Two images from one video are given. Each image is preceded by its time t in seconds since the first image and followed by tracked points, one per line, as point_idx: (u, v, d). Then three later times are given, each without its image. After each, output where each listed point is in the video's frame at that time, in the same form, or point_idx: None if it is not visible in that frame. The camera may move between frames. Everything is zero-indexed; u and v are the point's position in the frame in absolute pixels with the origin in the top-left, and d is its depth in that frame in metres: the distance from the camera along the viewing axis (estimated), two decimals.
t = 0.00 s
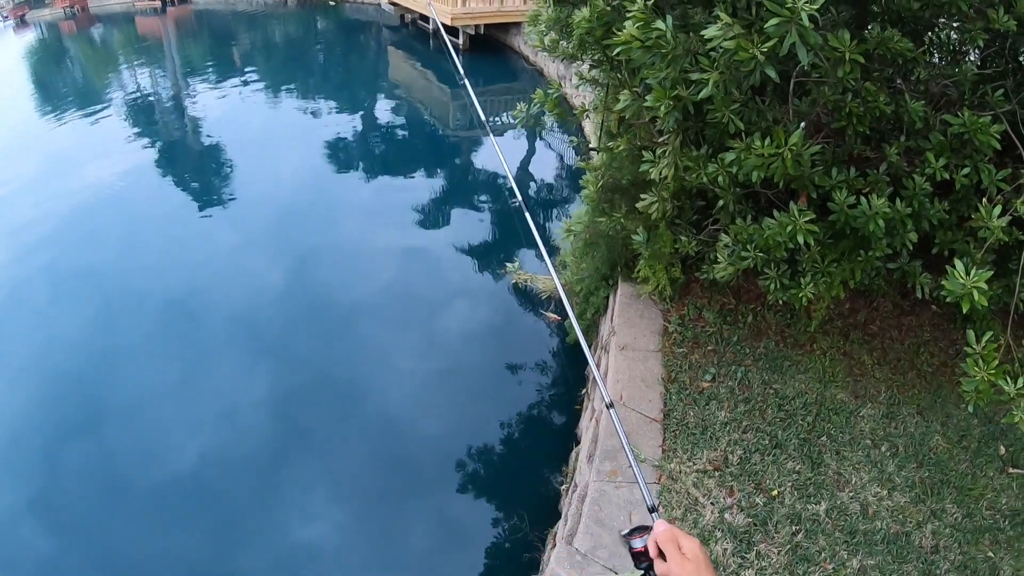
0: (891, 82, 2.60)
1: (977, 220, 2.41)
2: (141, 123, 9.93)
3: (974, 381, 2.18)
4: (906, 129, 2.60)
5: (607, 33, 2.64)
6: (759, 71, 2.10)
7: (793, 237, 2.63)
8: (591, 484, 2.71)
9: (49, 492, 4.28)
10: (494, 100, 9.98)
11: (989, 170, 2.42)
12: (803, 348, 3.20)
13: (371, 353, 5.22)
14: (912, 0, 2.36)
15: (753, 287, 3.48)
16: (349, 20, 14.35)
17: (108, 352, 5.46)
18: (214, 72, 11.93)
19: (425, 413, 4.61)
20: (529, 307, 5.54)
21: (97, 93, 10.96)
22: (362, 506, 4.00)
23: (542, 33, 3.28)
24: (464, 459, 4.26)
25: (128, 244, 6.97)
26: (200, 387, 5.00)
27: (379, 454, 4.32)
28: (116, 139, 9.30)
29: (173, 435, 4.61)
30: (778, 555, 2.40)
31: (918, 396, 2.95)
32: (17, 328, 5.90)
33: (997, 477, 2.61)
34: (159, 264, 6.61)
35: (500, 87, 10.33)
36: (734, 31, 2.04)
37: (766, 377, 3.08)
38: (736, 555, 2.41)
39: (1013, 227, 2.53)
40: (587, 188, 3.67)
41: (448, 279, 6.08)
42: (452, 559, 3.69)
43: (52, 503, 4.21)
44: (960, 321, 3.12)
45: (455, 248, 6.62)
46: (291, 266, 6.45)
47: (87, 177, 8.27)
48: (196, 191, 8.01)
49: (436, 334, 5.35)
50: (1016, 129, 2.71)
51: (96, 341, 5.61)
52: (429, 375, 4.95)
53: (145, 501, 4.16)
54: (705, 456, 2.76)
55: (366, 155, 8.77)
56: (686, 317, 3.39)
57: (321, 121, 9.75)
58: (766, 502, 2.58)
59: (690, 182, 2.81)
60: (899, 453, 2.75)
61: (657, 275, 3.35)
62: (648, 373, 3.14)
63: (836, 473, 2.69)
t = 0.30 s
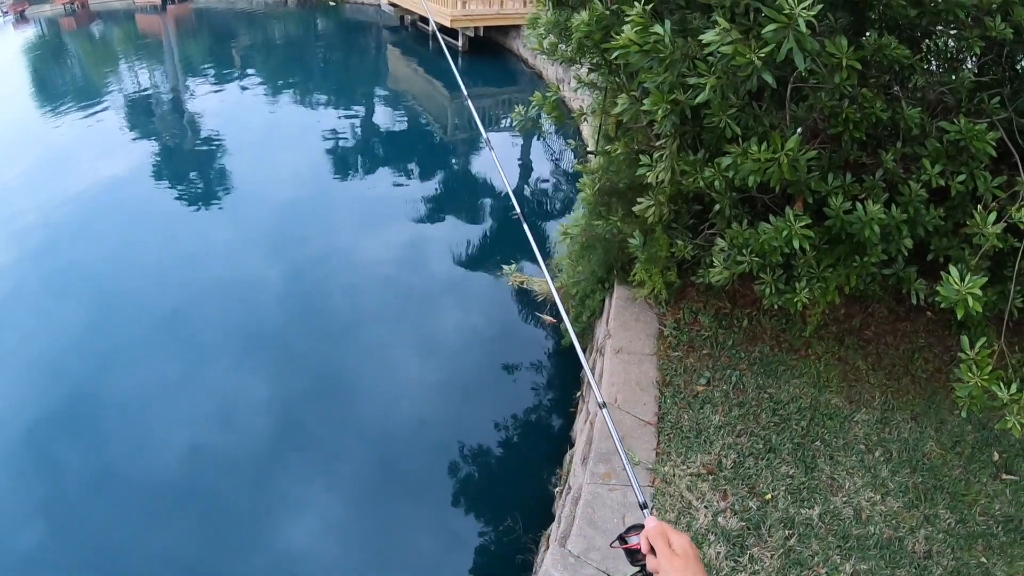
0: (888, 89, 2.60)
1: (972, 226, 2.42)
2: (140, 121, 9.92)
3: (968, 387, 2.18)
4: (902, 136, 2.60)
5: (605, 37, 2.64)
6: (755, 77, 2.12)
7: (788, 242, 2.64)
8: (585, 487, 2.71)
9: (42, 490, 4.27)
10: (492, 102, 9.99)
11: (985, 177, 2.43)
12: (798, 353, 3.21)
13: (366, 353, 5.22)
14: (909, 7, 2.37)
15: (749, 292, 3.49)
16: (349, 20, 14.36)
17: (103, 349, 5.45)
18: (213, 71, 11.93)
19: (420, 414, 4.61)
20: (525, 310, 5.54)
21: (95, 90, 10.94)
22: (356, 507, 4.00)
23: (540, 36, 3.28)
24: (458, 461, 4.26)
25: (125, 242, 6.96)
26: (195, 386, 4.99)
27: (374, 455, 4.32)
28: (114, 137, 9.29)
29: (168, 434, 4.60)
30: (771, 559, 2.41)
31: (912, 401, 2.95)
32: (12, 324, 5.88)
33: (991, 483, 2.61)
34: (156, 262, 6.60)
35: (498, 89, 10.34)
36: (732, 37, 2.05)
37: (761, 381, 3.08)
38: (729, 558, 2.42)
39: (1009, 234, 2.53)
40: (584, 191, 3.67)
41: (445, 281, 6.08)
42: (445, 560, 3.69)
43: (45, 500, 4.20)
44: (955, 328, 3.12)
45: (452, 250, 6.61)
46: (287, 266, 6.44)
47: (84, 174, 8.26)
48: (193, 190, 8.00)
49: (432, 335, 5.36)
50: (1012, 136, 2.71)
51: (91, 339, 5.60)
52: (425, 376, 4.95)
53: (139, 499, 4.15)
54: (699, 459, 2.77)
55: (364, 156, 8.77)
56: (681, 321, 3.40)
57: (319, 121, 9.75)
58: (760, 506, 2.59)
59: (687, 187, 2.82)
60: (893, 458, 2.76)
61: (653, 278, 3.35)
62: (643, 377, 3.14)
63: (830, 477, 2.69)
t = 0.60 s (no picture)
0: (887, 97, 2.61)
1: (967, 235, 2.43)
2: (138, 113, 9.89)
3: (959, 395, 2.19)
4: (898, 144, 2.61)
5: (605, 39, 2.64)
6: (754, 82, 2.13)
7: (783, 247, 2.64)
8: (575, 487, 2.72)
9: (29, 482, 4.25)
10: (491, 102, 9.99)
11: (980, 187, 2.44)
12: (791, 359, 3.21)
13: (358, 351, 5.21)
14: (909, 16, 2.38)
15: (742, 297, 3.49)
16: (350, 17, 14.34)
17: (94, 341, 5.43)
18: (212, 64, 11.90)
19: (410, 413, 4.60)
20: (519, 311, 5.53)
21: (94, 81, 10.90)
22: (344, 505, 3.99)
23: (540, 37, 3.28)
24: (448, 459, 4.25)
25: (119, 234, 6.93)
26: (185, 380, 4.98)
27: (363, 453, 4.31)
28: (110, 128, 9.25)
29: (157, 428, 4.59)
30: (759, 563, 2.41)
31: (904, 409, 2.96)
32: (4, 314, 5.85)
33: (980, 492, 2.62)
34: (150, 255, 6.57)
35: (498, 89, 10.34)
36: (731, 41, 2.06)
37: (753, 386, 3.09)
38: (718, 562, 2.42)
39: (1002, 244, 2.54)
40: (581, 193, 3.67)
41: (439, 280, 6.07)
42: (432, 559, 3.68)
43: (32, 491, 4.19)
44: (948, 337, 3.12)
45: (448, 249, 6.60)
46: (281, 262, 6.43)
47: (81, 165, 8.23)
48: (189, 184, 7.98)
49: (424, 335, 5.35)
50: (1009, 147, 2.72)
51: (83, 330, 5.58)
52: (417, 374, 4.94)
53: (126, 492, 4.14)
54: (690, 462, 2.77)
55: (362, 153, 8.76)
56: (675, 323, 3.41)
57: (318, 117, 9.74)
58: (749, 511, 2.59)
59: (683, 190, 2.82)
60: (884, 465, 2.76)
61: (648, 281, 3.35)
62: (635, 379, 3.15)
63: (820, 483, 2.70)
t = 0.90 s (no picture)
0: (892, 105, 2.64)
1: (967, 241, 2.48)
2: (140, 103, 9.90)
3: (957, 396, 2.26)
4: (902, 151, 2.64)
5: (616, 40, 2.67)
6: (763, 86, 2.17)
7: (786, 250, 2.68)
8: (575, 483, 2.74)
9: (26, 473, 4.27)
10: (495, 102, 10.01)
11: (982, 196, 2.48)
12: (790, 362, 3.24)
13: (355, 347, 5.21)
14: (916, 26, 2.42)
15: (743, 300, 3.52)
16: (355, 12, 14.35)
17: (91, 332, 5.43)
18: (216, 56, 11.90)
19: (407, 411, 4.60)
20: (518, 309, 5.49)
21: (96, 70, 10.90)
22: (340, 503, 4.01)
23: (550, 36, 3.30)
24: (446, 456, 4.25)
25: (118, 225, 6.93)
26: (182, 373, 4.99)
27: (357, 449, 4.33)
28: (113, 118, 9.25)
29: (153, 421, 4.59)
30: (757, 562, 2.45)
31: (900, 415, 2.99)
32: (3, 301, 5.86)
33: (975, 498, 2.66)
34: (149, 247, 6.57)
35: (502, 88, 10.36)
36: (742, 45, 2.10)
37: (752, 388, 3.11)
38: (716, 559, 2.46)
39: (1003, 252, 2.57)
40: (586, 193, 3.70)
41: (438, 278, 6.09)
42: (425, 558, 3.72)
43: (28, 480, 4.23)
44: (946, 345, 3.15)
45: (448, 246, 6.62)
46: (280, 256, 6.43)
47: (82, 154, 8.23)
48: (190, 175, 7.99)
49: (422, 333, 5.36)
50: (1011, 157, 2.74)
51: (81, 318, 5.61)
52: (414, 371, 4.95)
53: (120, 484, 4.18)
54: (689, 462, 2.79)
55: (364, 149, 8.78)
56: (676, 324, 3.44)
57: (320, 112, 9.75)
58: (747, 510, 2.62)
59: (688, 191, 2.85)
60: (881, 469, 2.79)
61: (650, 281, 3.36)
62: (636, 378, 3.17)
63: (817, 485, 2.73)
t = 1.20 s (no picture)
0: (892, 113, 2.69)
1: (962, 246, 2.53)
2: (142, 94, 9.90)
3: (950, 395, 2.33)
4: (900, 158, 2.68)
5: (623, 42, 2.71)
6: (766, 90, 2.21)
7: (784, 252, 2.72)
8: (572, 478, 2.78)
9: (20, 462, 4.28)
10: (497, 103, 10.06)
11: (977, 204, 2.53)
12: (785, 365, 3.27)
13: (351, 343, 5.23)
14: (917, 36, 2.47)
15: (741, 302, 3.56)
16: (359, 9, 14.39)
17: (88, 321, 5.44)
18: (219, 49, 11.92)
19: (402, 407, 4.62)
20: (515, 307, 5.54)
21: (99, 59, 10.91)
22: (332, 498, 4.02)
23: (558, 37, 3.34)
24: (440, 453, 4.27)
25: (117, 215, 6.94)
26: (177, 365, 5.00)
27: (351, 445, 4.35)
28: (114, 107, 9.25)
29: (147, 412, 4.60)
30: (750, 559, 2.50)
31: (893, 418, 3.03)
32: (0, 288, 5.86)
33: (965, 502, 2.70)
34: (146, 238, 6.58)
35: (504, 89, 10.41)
36: (747, 49, 2.14)
37: (748, 389, 3.14)
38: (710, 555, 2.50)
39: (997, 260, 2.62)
40: (588, 192, 3.74)
41: (437, 276, 6.11)
42: (416, 554, 3.74)
43: (22, 468, 4.25)
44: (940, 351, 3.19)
45: (447, 244, 6.65)
46: (277, 251, 6.44)
47: (82, 142, 8.24)
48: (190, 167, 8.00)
49: (418, 330, 5.38)
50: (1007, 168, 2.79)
51: (77, 307, 5.61)
52: (409, 368, 4.97)
53: (113, 473, 4.20)
54: (684, 459, 2.83)
55: (364, 146, 8.80)
56: (674, 325, 3.48)
57: (322, 108, 9.77)
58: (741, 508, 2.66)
59: (690, 193, 2.90)
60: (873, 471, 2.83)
61: (650, 282, 3.40)
62: (633, 376, 3.22)
63: (810, 485, 2.77)
